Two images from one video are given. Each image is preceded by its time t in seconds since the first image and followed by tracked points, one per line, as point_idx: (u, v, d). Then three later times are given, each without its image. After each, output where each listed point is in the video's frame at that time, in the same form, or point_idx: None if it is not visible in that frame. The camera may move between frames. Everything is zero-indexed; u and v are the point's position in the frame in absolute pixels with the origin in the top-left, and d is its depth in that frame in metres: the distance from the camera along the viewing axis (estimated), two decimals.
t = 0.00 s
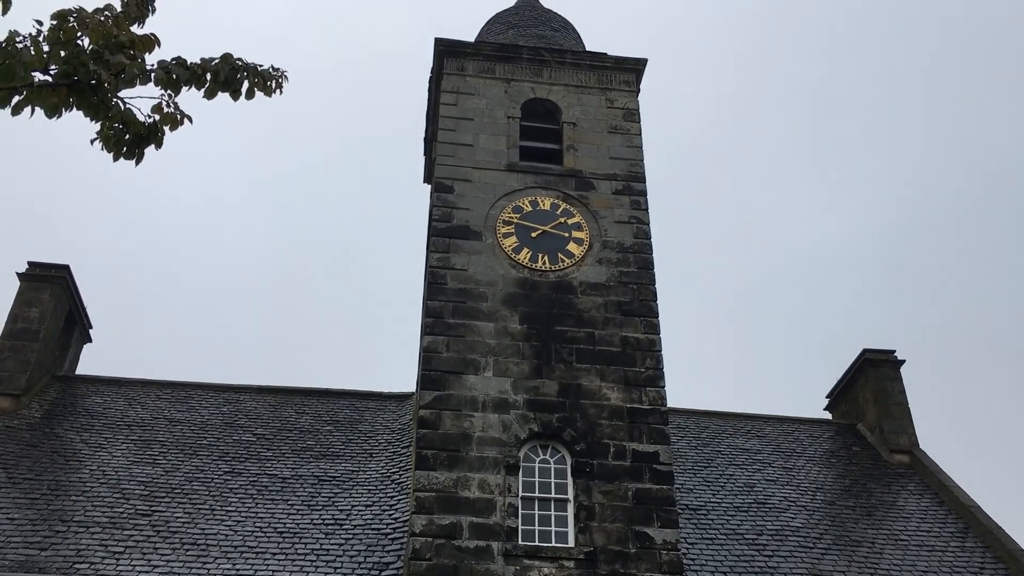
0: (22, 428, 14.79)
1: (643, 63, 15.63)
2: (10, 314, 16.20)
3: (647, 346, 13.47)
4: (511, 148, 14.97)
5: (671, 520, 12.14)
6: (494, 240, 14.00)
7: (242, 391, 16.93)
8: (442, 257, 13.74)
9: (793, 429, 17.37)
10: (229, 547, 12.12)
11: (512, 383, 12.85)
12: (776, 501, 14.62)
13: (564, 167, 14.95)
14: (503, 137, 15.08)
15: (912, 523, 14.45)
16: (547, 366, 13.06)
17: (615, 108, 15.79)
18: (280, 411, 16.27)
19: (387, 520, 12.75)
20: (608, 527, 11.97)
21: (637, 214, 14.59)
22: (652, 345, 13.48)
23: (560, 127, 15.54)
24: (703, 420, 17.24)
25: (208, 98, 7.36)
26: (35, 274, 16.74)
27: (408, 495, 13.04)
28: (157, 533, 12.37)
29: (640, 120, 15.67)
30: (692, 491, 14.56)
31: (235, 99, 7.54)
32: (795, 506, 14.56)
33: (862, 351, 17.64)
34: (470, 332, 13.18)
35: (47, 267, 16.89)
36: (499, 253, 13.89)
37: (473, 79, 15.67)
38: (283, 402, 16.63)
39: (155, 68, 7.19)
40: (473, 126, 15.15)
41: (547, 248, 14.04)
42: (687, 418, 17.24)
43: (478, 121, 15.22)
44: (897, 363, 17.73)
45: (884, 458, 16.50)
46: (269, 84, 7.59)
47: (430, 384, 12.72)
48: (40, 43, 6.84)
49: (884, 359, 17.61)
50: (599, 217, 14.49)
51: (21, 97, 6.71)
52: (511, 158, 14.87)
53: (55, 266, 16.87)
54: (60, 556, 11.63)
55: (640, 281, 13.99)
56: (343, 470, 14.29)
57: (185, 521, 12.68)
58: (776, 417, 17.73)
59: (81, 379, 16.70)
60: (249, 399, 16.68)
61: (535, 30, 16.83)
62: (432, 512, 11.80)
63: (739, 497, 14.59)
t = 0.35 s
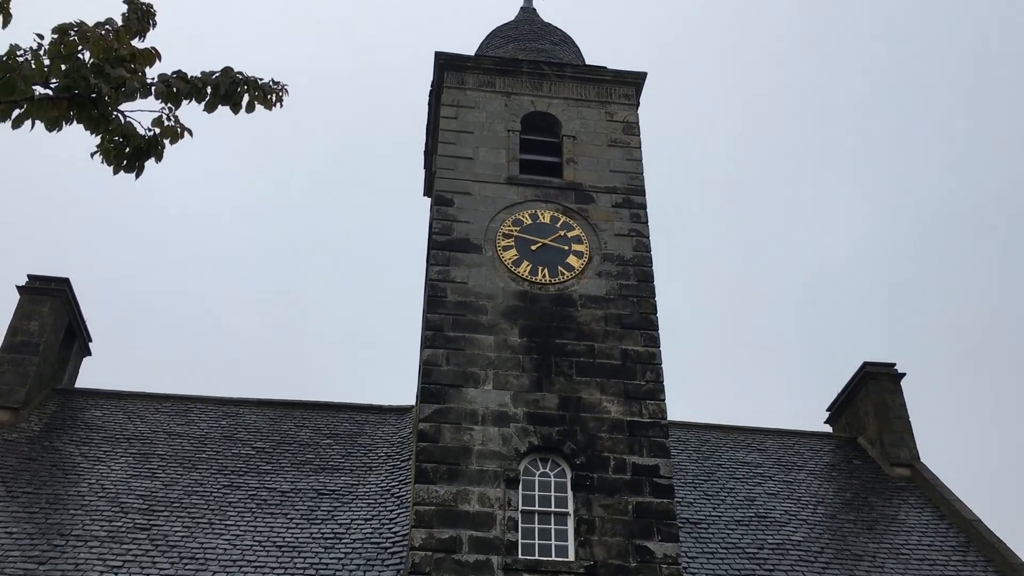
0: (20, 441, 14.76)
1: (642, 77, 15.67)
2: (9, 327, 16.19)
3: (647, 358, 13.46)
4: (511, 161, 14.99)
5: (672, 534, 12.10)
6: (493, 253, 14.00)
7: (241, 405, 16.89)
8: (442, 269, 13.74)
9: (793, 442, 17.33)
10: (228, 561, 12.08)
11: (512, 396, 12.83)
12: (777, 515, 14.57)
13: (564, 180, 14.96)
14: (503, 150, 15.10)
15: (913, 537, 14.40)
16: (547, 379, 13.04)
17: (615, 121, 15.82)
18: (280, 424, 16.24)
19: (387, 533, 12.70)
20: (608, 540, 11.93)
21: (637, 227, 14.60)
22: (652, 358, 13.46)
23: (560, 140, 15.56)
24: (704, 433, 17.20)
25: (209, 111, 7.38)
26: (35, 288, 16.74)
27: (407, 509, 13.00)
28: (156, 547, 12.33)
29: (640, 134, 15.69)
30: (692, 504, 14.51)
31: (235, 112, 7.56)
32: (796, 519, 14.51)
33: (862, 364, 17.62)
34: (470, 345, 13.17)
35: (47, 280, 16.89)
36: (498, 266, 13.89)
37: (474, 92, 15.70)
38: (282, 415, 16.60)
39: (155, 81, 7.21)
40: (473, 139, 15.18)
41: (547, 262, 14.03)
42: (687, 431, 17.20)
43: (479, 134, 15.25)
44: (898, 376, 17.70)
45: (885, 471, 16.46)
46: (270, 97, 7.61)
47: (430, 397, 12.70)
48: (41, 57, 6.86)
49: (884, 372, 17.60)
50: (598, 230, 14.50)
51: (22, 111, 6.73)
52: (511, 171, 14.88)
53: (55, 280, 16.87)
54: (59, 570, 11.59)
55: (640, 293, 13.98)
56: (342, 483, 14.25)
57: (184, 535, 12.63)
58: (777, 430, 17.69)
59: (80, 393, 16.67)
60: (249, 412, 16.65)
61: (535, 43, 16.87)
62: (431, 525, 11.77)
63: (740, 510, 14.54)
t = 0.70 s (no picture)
0: (18, 454, 14.72)
1: (642, 89, 15.69)
2: (8, 339, 16.16)
3: (647, 370, 13.43)
4: (510, 173, 15.00)
5: (671, 547, 12.05)
6: (493, 265, 14.00)
7: (240, 417, 16.85)
8: (441, 281, 13.73)
9: (793, 455, 17.28)
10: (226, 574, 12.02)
11: (511, 408, 12.81)
12: (777, 528, 14.53)
13: (564, 192, 14.96)
14: (502, 162, 15.11)
15: (914, 550, 14.35)
16: (546, 391, 13.01)
17: (614, 133, 15.84)
18: (278, 437, 16.20)
19: (386, 546, 12.65)
20: (608, 553, 11.89)
21: (636, 239, 14.60)
22: (651, 370, 13.44)
23: (559, 152, 15.57)
24: (704, 445, 17.16)
25: (208, 124, 7.39)
26: (34, 300, 16.72)
27: (407, 521, 12.96)
28: (153, 560, 12.28)
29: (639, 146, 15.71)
30: (692, 517, 14.46)
31: (235, 124, 7.57)
32: (796, 532, 14.46)
33: (862, 377, 17.59)
34: (469, 357, 13.15)
35: (46, 292, 16.87)
36: (498, 278, 13.88)
37: (473, 104, 15.72)
38: (281, 427, 16.56)
39: (155, 93, 7.22)
40: (472, 151, 15.19)
41: (546, 274, 14.02)
42: (687, 444, 17.16)
43: (478, 146, 15.26)
44: (897, 389, 17.67)
45: (885, 484, 16.42)
46: (269, 109, 7.62)
47: (428, 409, 12.68)
48: (41, 70, 6.87)
49: (884, 385, 17.57)
50: (598, 242, 14.49)
51: (21, 123, 6.74)
52: (511, 183, 14.89)
53: (53, 292, 16.84)
54: None
55: (639, 305, 13.96)
56: (341, 496, 14.20)
57: (182, 547, 12.58)
58: (777, 443, 17.65)
59: (78, 405, 16.62)
60: (247, 424, 16.60)
61: (535, 56, 16.91)
62: (430, 538, 11.73)
63: (740, 523, 14.49)
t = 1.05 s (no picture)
0: (16, 465, 14.69)
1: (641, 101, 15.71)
2: (6, 350, 16.13)
3: (646, 381, 13.41)
4: (509, 184, 15.01)
5: (671, 558, 12.02)
6: (492, 276, 13.99)
7: (238, 428, 16.81)
8: (440, 292, 13.72)
9: (793, 466, 17.25)
10: None
11: (510, 419, 12.78)
12: (776, 539, 14.49)
13: (563, 203, 14.97)
14: (501, 173, 15.12)
15: (914, 562, 14.31)
16: (545, 402, 12.99)
17: (613, 144, 15.86)
18: (277, 448, 16.16)
19: (384, 558, 12.60)
20: (607, 565, 11.86)
21: (635, 250, 14.60)
22: (650, 381, 13.42)
23: (558, 163, 15.59)
24: (703, 457, 17.13)
25: (208, 134, 7.39)
26: (32, 310, 16.71)
27: (405, 533, 12.91)
28: (151, 572, 12.23)
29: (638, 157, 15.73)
30: (691, 529, 14.42)
31: (235, 135, 7.57)
32: (796, 544, 14.42)
33: (862, 388, 17.56)
34: (468, 368, 13.13)
35: (44, 303, 16.86)
36: (497, 288, 13.87)
37: (472, 115, 15.74)
38: (279, 438, 16.51)
39: (155, 103, 7.22)
40: (471, 162, 15.20)
41: (545, 284, 14.02)
42: (686, 455, 17.13)
43: (477, 157, 15.27)
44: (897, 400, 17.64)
45: (884, 495, 16.38)
46: (269, 119, 7.62)
47: (427, 420, 12.65)
48: (41, 79, 6.87)
49: (883, 397, 17.54)
50: (597, 253, 14.49)
51: (21, 133, 6.75)
52: (509, 195, 14.90)
53: (52, 302, 16.83)
54: None
55: (638, 316, 13.95)
56: (339, 508, 14.15)
57: (179, 560, 12.53)
58: (776, 454, 17.61)
59: (76, 416, 16.59)
60: (245, 435, 16.56)
61: (535, 67, 16.94)
62: (429, 550, 11.69)
63: (740, 535, 14.46)
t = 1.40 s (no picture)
0: (13, 476, 14.66)
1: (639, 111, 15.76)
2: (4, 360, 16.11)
3: (644, 392, 13.39)
4: (508, 195, 15.02)
5: (670, 570, 11.98)
6: (490, 286, 13.99)
7: (236, 439, 16.78)
8: (439, 302, 13.72)
9: (792, 477, 17.21)
10: None
11: (509, 430, 12.76)
12: (776, 551, 14.45)
13: (562, 213, 14.98)
14: (499, 184, 15.14)
15: (913, 573, 14.27)
16: (544, 413, 12.97)
17: (612, 155, 15.88)
18: (275, 459, 16.13)
19: (382, 570, 12.55)
20: None
21: (634, 261, 14.61)
22: (649, 392, 13.40)
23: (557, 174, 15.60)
24: (702, 467, 17.10)
25: (208, 145, 7.41)
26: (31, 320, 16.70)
27: (403, 544, 12.88)
28: None
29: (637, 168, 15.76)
30: (690, 540, 14.39)
31: (234, 145, 7.59)
32: (795, 555, 14.39)
33: (861, 399, 17.55)
34: (466, 379, 13.11)
35: (43, 314, 16.85)
36: (496, 299, 13.87)
37: (471, 126, 15.76)
38: (277, 449, 16.49)
39: (154, 114, 7.24)
40: (470, 173, 15.21)
41: (544, 295, 14.02)
42: (685, 466, 17.10)
43: (476, 168, 15.28)
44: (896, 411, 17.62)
45: (884, 507, 16.36)
46: (268, 130, 7.64)
47: (426, 431, 12.63)
48: (40, 90, 6.89)
49: (882, 408, 17.52)
50: (595, 263, 14.50)
51: (21, 143, 6.76)
52: (508, 205, 14.91)
53: (51, 313, 16.82)
54: None
55: (637, 326, 13.94)
56: (337, 519, 14.11)
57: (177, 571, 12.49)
58: (775, 465, 17.58)
59: (74, 427, 16.56)
60: (243, 446, 16.53)
61: (533, 78, 16.98)
62: (427, 562, 11.66)
63: (739, 546, 14.43)
